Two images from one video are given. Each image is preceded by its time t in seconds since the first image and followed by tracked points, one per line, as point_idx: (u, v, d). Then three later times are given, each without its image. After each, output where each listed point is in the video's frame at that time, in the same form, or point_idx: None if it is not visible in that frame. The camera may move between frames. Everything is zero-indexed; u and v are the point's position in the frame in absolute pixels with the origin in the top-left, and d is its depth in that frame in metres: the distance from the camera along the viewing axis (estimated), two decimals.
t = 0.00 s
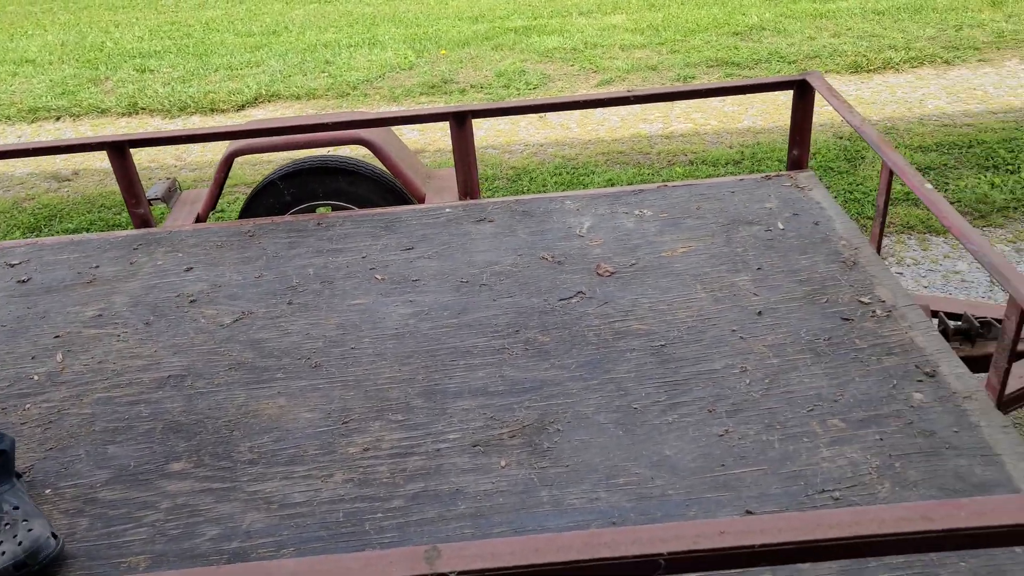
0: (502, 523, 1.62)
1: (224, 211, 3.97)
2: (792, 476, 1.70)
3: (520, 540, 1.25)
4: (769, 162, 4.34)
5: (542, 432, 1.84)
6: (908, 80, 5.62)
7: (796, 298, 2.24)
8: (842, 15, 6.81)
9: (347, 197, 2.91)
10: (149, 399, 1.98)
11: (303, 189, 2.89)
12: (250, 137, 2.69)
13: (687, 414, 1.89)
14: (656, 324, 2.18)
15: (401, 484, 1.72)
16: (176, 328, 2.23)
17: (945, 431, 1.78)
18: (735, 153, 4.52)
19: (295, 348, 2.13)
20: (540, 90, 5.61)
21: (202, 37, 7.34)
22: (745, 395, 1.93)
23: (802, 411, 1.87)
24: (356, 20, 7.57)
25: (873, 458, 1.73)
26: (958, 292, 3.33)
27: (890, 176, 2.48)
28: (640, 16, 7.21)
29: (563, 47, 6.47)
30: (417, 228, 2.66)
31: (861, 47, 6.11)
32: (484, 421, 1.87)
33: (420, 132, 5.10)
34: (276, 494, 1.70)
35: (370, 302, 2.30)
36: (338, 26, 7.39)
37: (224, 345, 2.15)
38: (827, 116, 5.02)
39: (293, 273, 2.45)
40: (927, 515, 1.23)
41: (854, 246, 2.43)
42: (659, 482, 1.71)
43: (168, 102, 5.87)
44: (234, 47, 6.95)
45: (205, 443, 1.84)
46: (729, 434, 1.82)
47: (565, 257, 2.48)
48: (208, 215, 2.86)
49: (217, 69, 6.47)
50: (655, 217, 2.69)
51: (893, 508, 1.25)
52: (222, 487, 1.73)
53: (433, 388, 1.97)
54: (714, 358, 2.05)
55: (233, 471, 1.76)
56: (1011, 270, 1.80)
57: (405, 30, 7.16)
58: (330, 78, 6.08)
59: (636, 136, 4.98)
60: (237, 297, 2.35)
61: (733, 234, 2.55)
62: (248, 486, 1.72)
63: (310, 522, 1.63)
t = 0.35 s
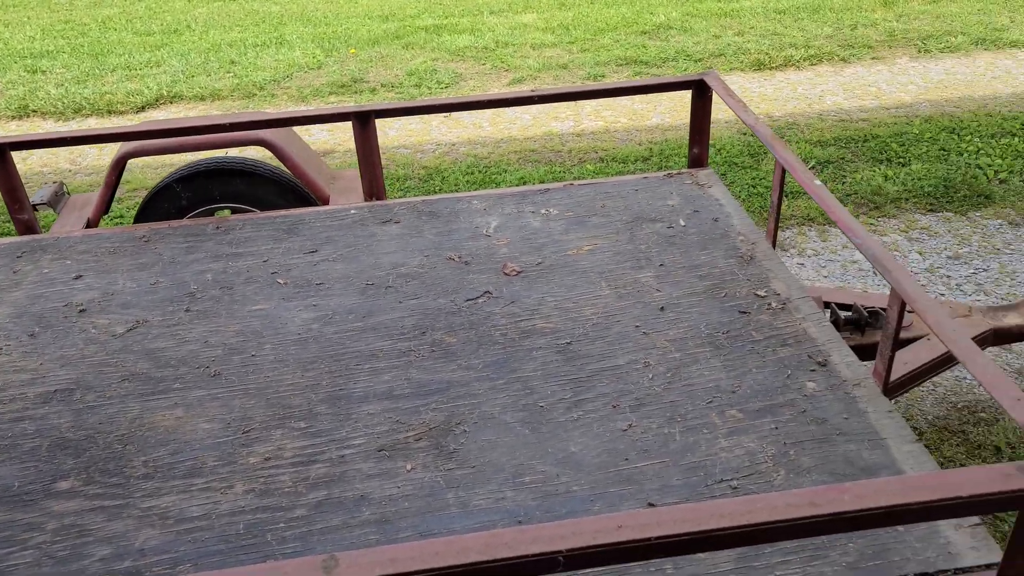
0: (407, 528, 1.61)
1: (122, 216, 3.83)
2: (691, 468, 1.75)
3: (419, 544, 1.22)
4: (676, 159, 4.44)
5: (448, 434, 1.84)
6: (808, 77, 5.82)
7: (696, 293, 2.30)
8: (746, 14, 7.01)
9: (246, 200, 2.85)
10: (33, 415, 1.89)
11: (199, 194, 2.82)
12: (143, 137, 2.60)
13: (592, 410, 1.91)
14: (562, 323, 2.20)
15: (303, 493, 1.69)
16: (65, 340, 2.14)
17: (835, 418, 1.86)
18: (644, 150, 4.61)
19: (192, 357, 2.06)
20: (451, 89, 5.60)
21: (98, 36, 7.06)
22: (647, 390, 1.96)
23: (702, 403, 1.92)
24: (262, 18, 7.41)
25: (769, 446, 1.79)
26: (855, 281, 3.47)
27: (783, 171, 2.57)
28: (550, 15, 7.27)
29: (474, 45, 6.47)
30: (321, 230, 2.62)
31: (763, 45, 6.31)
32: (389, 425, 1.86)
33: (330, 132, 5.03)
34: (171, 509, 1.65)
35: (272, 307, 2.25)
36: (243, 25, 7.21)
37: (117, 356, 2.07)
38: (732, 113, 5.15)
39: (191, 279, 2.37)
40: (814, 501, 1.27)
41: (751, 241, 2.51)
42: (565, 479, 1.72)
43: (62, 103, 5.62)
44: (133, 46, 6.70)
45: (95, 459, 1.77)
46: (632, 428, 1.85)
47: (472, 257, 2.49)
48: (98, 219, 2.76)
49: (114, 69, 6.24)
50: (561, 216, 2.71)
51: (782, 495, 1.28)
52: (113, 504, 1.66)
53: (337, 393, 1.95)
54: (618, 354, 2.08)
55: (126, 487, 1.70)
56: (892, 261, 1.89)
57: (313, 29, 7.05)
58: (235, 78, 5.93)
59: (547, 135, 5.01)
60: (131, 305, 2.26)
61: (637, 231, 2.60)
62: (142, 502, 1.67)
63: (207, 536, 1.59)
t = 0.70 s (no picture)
0: (334, 531, 1.60)
1: (38, 224, 3.70)
2: (617, 459, 1.77)
3: (339, 546, 1.20)
4: (606, 155, 4.49)
5: (375, 435, 1.83)
6: (733, 73, 5.95)
7: (622, 288, 2.33)
8: (672, 13, 7.13)
9: (166, 204, 2.79)
10: None
11: (116, 199, 2.76)
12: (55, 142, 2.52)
13: (520, 406, 1.92)
14: (490, 320, 2.21)
15: (226, 501, 1.66)
16: None
17: (755, 405, 1.91)
18: (574, 147, 4.65)
19: (110, 366, 2.01)
20: (381, 89, 5.56)
21: (10, 38, 6.80)
22: (573, 384, 1.99)
23: (627, 395, 1.95)
24: (185, 19, 7.24)
25: (692, 435, 1.83)
26: (779, 271, 3.56)
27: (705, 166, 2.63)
28: (480, 13, 7.27)
29: (403, 44, 6.43)
30: (245, 233, 2.58)
31: (690, 43, 6.43)
32: (315, 429, 1.84)
33: (257, 134, 4.95)
34: (88, 523, 1.61)
35: (194, 313, 2.21)
36: (165, 26, 7.04)
37: (29, 367, 2.01)
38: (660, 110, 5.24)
39: (109, 286, 2.31)
40: (729, 486, 1.30)
41: (675, 235, 2.56)
42: (492, 475, 1.73)
43: None
44: (48, 48, 6.48)
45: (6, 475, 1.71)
46: (559, 423, 1.87)
47: (399, 258, 2.48)
48: (10, 227, 2.68)
49: (28, 72, 6.02)
50: (489, 214, 2.72)
51: (699, 482, 1.31)
52: (25, 522, 1.62)
53: (262, 398, 1.92)
54: (545, 350, 2.10)
55: (39, 503, 1.67)
56: (806, 251, 1.95)
57: (238, 29, 6.92)
58: (157, 80, 5.79)
59: (479, 133, 5.02)
60: (44, 315, 2.19)
61: (564, 228, 2.63)
62: (55, 518, 1.63)
63: (126, 549, 1.55)
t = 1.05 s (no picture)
0: (274, 534, 1.58)
1: None
2: (557, 449, 1.79)
3: (278, 546, 1.20)
4: (541, 152, 4.53)
5: (314, 437, 1.82)
6: (664, 68, 6.05)
7: (557, 281, 2.36)
8: (603, 10, 7.22)
9: (91, 213, 2.74)
10: None
11: (38, 208, 2.70)
12: None
13: (459, 401, 1.93)
14: (427, 317, 2.22)
15: (163, 511, 1.64)
16: None
17: (689, 390, 1.95)
18: (510, 145, 4.67)
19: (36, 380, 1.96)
20: (314, 91, 5.50)
21: None
22: (512, 377, 2.01)
23: (565, 386, 1.97)
24: (107, 25, 7.05)
25: (629, 421, 1.87)
26: (714, 260, 3.64)
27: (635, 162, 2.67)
28: (412, 14, 7.25)
29: (335, 46, 6.38)
30: (175, 240, 2.53)
31: (621, 40, 6.52)
32: (252, 434, 1.82)
33: (187, 140, 4.86)
34: (18, 540, 1.57)
35: (124, 323, 2.17)
36: (87, 32, 6.86)
37: None
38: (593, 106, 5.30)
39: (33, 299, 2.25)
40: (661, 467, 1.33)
41: (609, 227, 2.60)
42: (434, 471, 1.74)
43: None
44: None
45: None
46: (499, 416, 1.89)
47: (335, 259, 2.46)
48: None
49: None
50: (424, 213, 2.72)
51: (632, 465, 1.34)
52: None
53: (197, 406, 1.90)
54: (483, 344, 2.12)
55: None
56: (733, 239, 2.00)
57: (164, 34, 6.77)
58: (80, 88, 5.63)
59: (414, 133, 5.01)
60: None
61: (499, 224, 2.65)
62: None
63: (58, 564, 1.52)
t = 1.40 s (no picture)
0: (236, 526, 1.60)
1: None
2: (509, 426, 1.85)
3: (249, 528, 1.22)
4: (469, 146, 4.58)
5: (268, 430, 1.83)
6: (583, 62, 6.17)
7: (498, 268, 2.42)
8: (520, 6, 7.30)
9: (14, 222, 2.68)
10: None
11: None
12: None
13: (410, 387, 1.97)
14: (372, 309, 2.25)
15: (120, 511, 1.64)
16: None
17: (632, 364, 2.04)
18: (437, 141, 4.70)
19: None
20: (234, 94, 5.42)
21: None
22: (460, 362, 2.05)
23: (513, 367, 2.03)
24: (7, 31, 6.78)
25: (577, 397, 1.94)
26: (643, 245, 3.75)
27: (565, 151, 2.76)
28: (329, 14, 7.20)
29: (253, 48, 6.29)
30: (107, 244, 2.49)
31: (540, 35, 6.61)
32: (205, 431, 1.83)
33: (104, 147, 4.73)
34: None
35: (61, 330, 2.13)
36: None
37: None
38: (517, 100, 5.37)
39: None
40: (614, 431, 1.40)
41: (544, 215, 2.67)
42: (390, 455, 1.77)
43: None
44: None
45: None
46: (450, 399, 1.93)
47: (274, 257, 2.47)
48: None
49: None
50: (361, 208, 2.74)
51: (587, 431, 1.41)
52: None
53: (144, 407, 1.89)
54: (430, 332, 2.16)
55: None
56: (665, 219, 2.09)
57: (70, 40, 6.56)
58: None
59: (340, 132, 4.99)
60: None
61: (437, 215, 2.68)
62: None
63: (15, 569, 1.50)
